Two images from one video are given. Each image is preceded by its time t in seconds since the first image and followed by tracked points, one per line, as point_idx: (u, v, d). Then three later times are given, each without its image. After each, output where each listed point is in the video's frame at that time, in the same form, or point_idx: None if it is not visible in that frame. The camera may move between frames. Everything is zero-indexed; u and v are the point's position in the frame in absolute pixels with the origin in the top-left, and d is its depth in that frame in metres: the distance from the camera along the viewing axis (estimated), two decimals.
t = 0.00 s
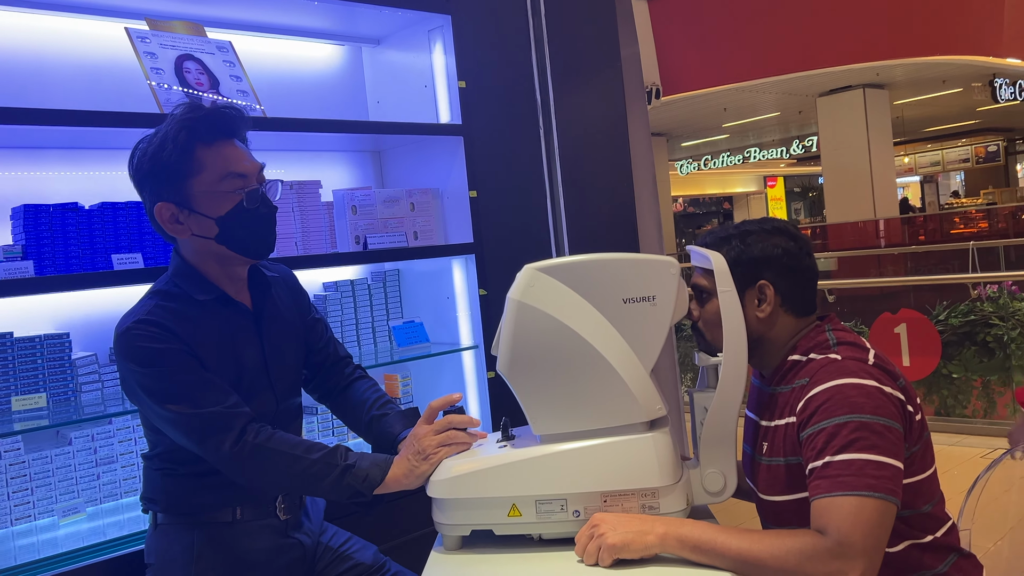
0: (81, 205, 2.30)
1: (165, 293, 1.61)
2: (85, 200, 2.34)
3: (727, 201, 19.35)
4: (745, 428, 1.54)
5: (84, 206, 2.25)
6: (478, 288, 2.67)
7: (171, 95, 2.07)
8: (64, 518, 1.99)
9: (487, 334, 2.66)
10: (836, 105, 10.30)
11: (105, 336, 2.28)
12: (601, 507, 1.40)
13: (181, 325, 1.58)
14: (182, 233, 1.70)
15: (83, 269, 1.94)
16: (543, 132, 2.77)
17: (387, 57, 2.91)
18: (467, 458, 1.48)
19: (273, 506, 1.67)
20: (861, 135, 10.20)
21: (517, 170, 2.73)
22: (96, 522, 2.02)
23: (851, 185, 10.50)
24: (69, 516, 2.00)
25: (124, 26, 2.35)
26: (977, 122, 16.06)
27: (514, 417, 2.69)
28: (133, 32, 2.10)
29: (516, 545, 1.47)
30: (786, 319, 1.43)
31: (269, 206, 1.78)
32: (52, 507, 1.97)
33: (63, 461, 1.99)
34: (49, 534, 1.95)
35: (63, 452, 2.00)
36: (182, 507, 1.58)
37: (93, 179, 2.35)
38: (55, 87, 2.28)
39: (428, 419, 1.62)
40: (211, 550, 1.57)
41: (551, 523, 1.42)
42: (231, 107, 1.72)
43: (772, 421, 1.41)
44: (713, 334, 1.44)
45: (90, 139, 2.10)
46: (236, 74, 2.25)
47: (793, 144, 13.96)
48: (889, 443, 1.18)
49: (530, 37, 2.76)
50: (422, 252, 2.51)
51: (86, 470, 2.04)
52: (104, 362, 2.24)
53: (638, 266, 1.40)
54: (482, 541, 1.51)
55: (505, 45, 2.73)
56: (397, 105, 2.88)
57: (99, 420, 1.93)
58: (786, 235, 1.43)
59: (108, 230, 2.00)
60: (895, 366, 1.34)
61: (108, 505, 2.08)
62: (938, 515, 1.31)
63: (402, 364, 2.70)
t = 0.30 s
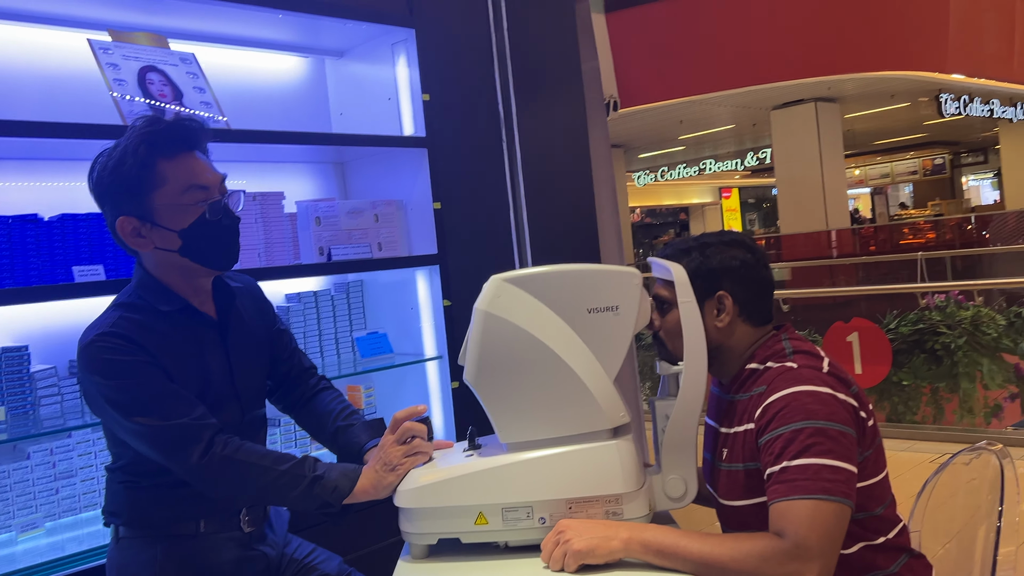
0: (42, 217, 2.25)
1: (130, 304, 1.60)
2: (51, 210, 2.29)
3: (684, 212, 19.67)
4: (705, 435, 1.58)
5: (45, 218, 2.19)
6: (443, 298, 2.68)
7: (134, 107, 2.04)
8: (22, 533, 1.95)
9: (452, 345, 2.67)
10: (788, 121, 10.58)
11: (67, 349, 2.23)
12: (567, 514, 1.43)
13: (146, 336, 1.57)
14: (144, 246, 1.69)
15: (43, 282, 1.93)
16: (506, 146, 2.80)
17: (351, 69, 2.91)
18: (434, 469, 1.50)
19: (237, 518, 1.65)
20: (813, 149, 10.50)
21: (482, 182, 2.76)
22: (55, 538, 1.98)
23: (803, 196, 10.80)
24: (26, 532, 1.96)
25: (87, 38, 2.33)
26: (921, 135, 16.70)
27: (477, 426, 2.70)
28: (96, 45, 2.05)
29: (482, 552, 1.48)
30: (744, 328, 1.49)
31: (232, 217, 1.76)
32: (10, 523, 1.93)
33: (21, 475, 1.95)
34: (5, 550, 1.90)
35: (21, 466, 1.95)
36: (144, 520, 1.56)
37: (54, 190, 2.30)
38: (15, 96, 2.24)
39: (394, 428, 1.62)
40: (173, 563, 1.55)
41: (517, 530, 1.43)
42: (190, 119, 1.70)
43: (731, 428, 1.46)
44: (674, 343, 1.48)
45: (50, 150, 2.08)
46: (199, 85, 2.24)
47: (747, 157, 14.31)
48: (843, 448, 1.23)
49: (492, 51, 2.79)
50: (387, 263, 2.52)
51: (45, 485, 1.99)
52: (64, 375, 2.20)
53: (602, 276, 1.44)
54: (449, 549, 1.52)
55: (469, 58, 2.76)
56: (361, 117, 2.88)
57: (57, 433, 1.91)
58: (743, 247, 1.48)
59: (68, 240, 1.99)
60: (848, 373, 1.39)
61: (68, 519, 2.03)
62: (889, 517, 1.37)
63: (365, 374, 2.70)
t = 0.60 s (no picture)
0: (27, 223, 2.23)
1: (123, 311, 1.60)
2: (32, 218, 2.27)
3: (657, 214, 19.88)
4: (689, 437, 1.63)
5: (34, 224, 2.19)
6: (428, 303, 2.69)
7: (124, 114, 2.04)
8: (11, 538, 1.99)
9: (438, 348, 2.69)
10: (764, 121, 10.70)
11: (53, 354, 2.23)
12: (557, 515, 1.47)
13: (140, 343, 1.58)
14: (140, 252, 1.69)
15: (32, 288, 1.98)
16: (490, 152, 2.85)
17: (335, 75, 2.92)
18: (425, 471, 1.53)
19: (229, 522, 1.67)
20: (787, 153, 10.68)
21: (468, 188, 2.79)
22: (44, 543, 2.02)
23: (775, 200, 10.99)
24: (16, 537, 1.99)
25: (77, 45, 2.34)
26: (890, 139, 17.05)
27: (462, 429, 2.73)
28: (86, 52, 2.09)
29: (474, 553, 1.52)
30: (727, 333, 1.53)
31: (229, 226, 1.79)
32: None
33: (9, 481, 1.97)
34: None
35: (9, 472, 1.98)
36: (137, 525, 1.57)
37: (40, 195, 2.28)
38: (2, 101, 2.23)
39: (385, 432, 1.66)
40: (167, 567, 1.57)
41: (508, 531, 1.47)
42: (189, 128, 1.73)
43: (716, 430, 1.50)
44: (660, 348, 1.52)
45: (39, 155, 2.09)
46: (187, 92, 2.26)
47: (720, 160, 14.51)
48: (824, 449, 1.29)
49: (477, 60, 2.84)
50: (374, 269, 2.53)
51: (33, 490, 2.02)
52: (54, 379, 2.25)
53: (590, 284, 1.48)
54: (441, 550, 1.55)
55: (454, 66, 2.79)
56: (346, 123, 2.89)
57: (46, 440, 1.95)
58: (726, 255, 1.53)
59: (56, 246, 2.04)
60: (828, 377, 1.45)
61: (56, 523, 2.08)
62: (867, 516, 1.42)
63: (352, 379, 2.72)
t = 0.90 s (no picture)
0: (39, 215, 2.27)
1: (142, 301, 1.63)
2: (43, 211, 2.31)
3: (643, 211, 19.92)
4: (695, 426, 1.66)
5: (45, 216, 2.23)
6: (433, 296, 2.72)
7: (136, 107, 2.09)
8: (26, 527, 2.04)
9: (441, 341, 2.73)
10: (749, 121, 10.80)
11: (62, 345, 2.29)
12: (569, 501, 1.49)
13: (160, 333, 1.61)
14: (162, 242, 1.71)
15: (44, 280, 2.02)
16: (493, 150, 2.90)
17: (339, 71, 2.95)
18: (437, 460, 1.53)
19: (245, 509, 1.72)
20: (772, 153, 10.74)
21: (470, 184, 2.83)
22: (57, 532, 2.08)
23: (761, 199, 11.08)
24: (30, 526, 2.05)
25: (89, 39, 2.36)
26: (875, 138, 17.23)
27: (462, 421, 2.76)
28: (97, 45, 2.12)
29: (487, 540, 1.54)
30: (734, 325, 1.57)
31: (249, 220, 1.82)
32: (12, 518, 2.02)
33: (21, 471, 2.04)
34: (9, 544, 2.00)
35: (21, 462, 2.04)
36: (155, 511, 1.62)
37: (49, 189, 2.31)
38: (12, 95, 2.25)
39: (397, 421, 1.68)
40: (186, 553, 1.62)
41: (521, 517, 1.49)
42: (213, 123, 1.76)
43: (723, 419, 1.54)
44: (668, 340, 1.55)
45: (51, 147, 2.12)
46: (196, 87, 2.30)
47: (707, 158, 14.63)
48: (830, 437, 1.33)
49: (480, 58, 2.89)
50: (379, 263, 2.56)
51: (45, 480, 2.08)
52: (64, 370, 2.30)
53: (600, 276, 1.49)
54: (454, 537, 1.58)
55: (458, 63, 2.82)
56: (350, 118, 2.91)
57: (57, 430, 2.01)
58: (734, 248, 1.57)
59: (67, 239, 2.07)
60: (832, 368, 1.50)
61: (67, 513, 2.13)
62: (869, 502, 1.47)
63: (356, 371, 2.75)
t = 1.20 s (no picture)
0: (54, 208, 2.34)
1: (161, 294, 1.67)
2: (57, 203, 2.38)
3: (639, 208, 19.85)
4: (705, 420, 1.68)
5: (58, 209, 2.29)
6: (441, 292, 2.75)
7: (149, 102, 2.13)
8: (39, 519, 2.06)
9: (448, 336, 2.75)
10: (746, 118, 10.82)
11: (75, 338, 2.35)
12: (583, 494, 1.48)
13: (178, 325, 1.65)
14: (182, 235, 1.75)
15: (57, 273, 2.03)
16: (500, 146, 2.93)
17: (347, 67, 2.96)
18: (450, 452, 1.53)
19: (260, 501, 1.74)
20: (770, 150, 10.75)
21: (477, 180, 2.85)
22: (69, 523, 2.09)
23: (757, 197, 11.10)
24: (43, 517, 2.07)
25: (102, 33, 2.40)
26: (871, 136, 17.28)
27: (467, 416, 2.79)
28: (111, 40, 2.19)
29: (502, 531, 1.55)
30: (745, 320, 1.59)
31: (268, 214, 1.85)
32: (26, 509, 2.04)
33: (35, 462, 2.05)
34: (23, 534, 2.01)
35: (34, 453, 2.05)
36: (171, 502, 1.64)
37: (61, 181, 2.38)
38: (24, 91, 2.30)
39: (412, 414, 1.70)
40: (203, 543, 1.64)
41: (536, 509, 1.49)
42: (234, 118, 1.79)
43: (734, 412, 1.56)
44: (680, 335, 1.56)
45: (64, 141, 2.14)
46: (208, 82, 2.37)
47: (703, 156, 14.66)
48: (842, 431, 1.35)
49: (488, 55, 2.91)
50: (388, 258, 2.58)
51: (58, 471, 2.10)
52: (76, 363, 2.31)
53: (613, 271, 1.49)
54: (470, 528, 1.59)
55: (465, 59, 2.84)
56: (358, 114, 2.92)
57: (70, 422, 2.02)
58: (745, 244, 1.59)
59: (81, 232, 2.09)
60: (842, 362, 1.52)
61: (79, 505, 2.15)
62: (878, 496, 1.49)
63: (364, 365, 2.77)
